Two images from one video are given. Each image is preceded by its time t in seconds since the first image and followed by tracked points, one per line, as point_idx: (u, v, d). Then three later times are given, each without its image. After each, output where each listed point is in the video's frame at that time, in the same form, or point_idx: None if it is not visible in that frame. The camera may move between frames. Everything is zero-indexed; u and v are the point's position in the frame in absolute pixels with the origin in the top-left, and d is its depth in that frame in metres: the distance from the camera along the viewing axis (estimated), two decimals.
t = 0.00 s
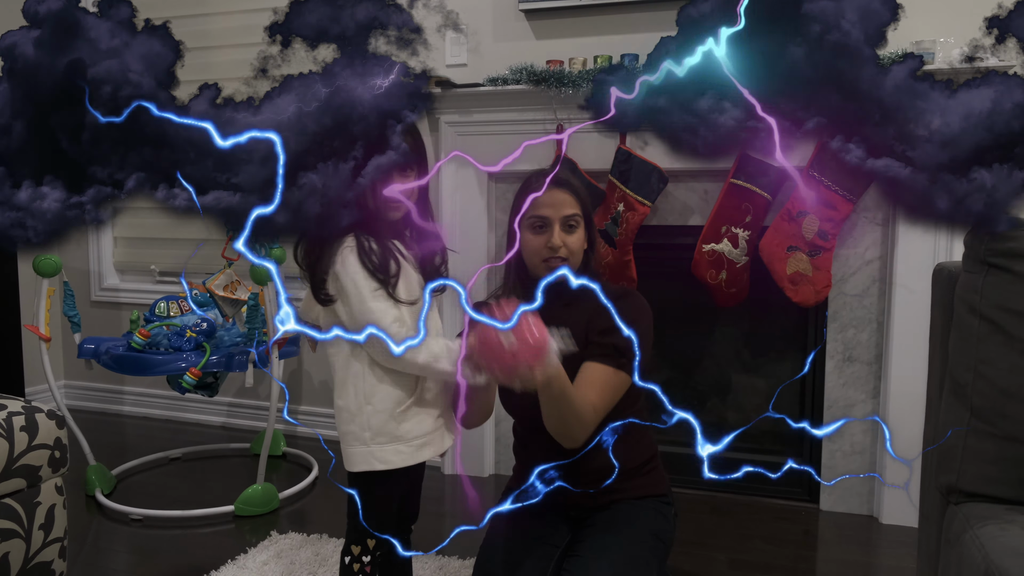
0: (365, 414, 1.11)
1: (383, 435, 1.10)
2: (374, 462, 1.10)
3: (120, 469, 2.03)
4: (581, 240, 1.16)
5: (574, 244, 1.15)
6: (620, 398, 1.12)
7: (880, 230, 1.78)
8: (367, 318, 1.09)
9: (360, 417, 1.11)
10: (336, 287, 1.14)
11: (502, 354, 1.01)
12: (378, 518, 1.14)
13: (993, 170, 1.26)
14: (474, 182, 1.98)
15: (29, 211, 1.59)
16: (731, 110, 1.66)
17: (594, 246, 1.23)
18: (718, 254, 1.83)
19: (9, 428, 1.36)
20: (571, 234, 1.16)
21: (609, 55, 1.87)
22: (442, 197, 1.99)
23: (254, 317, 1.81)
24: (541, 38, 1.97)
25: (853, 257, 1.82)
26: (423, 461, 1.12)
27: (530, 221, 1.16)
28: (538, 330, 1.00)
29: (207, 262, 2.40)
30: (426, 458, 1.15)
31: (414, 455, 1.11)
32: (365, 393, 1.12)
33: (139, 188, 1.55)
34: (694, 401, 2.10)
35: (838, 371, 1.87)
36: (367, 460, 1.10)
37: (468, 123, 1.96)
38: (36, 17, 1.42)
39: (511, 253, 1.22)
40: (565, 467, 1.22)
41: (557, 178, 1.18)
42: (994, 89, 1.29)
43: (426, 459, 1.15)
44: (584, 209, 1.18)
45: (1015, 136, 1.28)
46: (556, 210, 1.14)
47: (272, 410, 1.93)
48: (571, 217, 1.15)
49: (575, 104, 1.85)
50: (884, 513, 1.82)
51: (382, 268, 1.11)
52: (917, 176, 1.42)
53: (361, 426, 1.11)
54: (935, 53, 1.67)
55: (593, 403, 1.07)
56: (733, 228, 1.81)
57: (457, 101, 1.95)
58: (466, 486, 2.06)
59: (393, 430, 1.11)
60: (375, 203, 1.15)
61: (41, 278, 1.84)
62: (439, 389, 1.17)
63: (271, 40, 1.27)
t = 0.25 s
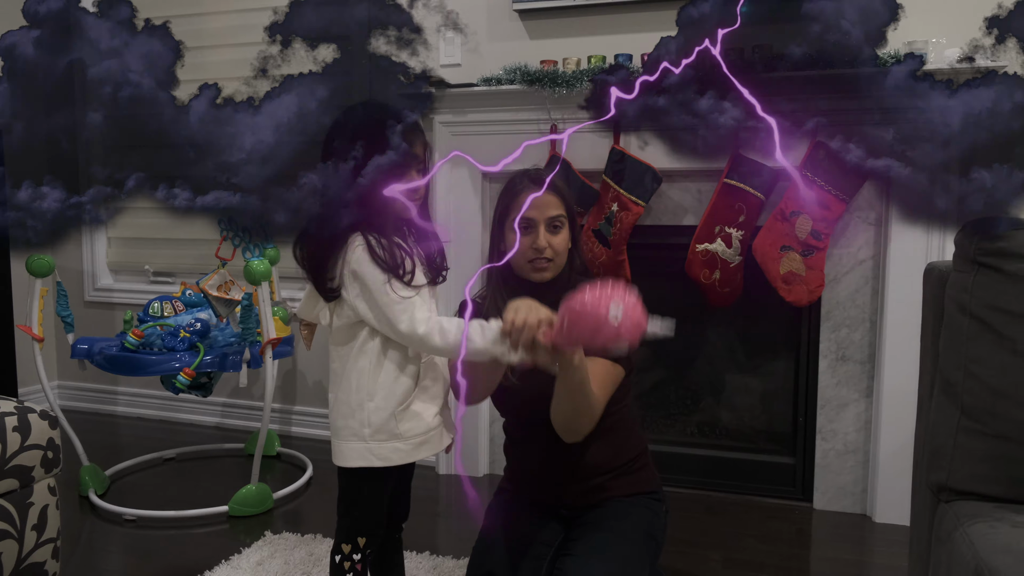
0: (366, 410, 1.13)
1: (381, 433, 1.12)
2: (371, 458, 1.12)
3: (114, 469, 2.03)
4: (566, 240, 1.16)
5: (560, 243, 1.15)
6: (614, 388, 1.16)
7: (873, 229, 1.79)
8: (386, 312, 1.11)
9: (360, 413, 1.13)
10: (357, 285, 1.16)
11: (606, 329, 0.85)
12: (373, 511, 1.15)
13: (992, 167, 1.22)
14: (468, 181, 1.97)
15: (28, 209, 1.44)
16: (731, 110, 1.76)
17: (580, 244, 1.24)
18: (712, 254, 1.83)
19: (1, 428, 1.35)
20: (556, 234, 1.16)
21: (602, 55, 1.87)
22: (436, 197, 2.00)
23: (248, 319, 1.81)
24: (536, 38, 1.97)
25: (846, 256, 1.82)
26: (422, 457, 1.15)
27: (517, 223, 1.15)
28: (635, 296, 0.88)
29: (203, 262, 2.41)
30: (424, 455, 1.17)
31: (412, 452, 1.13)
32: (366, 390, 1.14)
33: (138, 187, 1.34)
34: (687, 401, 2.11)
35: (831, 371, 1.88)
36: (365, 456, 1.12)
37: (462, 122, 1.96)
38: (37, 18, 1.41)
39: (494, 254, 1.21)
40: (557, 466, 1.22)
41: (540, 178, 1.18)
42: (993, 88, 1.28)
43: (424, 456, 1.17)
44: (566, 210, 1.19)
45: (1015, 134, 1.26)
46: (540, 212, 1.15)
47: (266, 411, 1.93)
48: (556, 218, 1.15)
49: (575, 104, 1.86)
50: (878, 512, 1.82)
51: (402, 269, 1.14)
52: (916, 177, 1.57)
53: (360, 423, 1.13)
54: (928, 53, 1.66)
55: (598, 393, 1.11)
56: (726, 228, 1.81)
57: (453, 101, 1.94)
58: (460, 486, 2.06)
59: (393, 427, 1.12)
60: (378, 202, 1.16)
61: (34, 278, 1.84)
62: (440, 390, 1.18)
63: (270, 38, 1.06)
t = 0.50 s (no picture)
0: (359, 414, 1.10)
1: (370, 434, 1.10)
2: (367, 461, 1.10)
3: (109, 469, 2.03)
4: (570, 242, 1.17)
5: (564, 245, 1.15)
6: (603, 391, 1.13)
7: (866, 230, 1.80)
8: (359, 323, 1.06)
9: (353, 417, 1.11)
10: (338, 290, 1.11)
11: (518, 290, 0.76)
12: (368, 513, 1.15)
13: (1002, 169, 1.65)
14: (462, 182, 1.98)
15: None
16: (729, 109, 1.80)
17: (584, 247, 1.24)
18: (705, 254, 1.83)
19: None
20: (562, 235, 1.16)
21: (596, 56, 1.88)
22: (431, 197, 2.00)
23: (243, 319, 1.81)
24: (530, 40, 1.98)
25: (839, 257, 1.83)
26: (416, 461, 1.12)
27: (522, 223, 1.15)
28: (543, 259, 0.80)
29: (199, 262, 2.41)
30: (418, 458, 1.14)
31: (408, 454, 1.11)
32: (359, 393, 1.11)
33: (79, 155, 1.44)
34: (681, 400, 2.11)
35: (824, 370, 1.89)
36: (359, 459, 1.10)
37: (457, 123, 1.97)
38: None
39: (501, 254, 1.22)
40: (551, 466, 1.22)
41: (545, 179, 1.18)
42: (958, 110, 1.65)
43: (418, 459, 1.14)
44: (571, 210, 1.18)
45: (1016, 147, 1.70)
46: (545, 212, 1.14)
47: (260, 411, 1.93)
48: (562, 219, 1.15)
49: (573, 102, 1.89)
50: (871, 511, 1.83)
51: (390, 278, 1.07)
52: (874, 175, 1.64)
53: (353, 426, 1.10)
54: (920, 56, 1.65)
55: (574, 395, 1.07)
56: (720, 229, 1.82)
57: (449, 102, 1.95)
58: (455, 486, 2.06)
59: (387, 430, 1.10)
60: (378, 202, 1.08)
61: (28, 278, 1.83)
62: (434, 390, 1.15)
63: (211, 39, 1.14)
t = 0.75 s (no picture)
0: (358, 412, 1.08)
1: (368, 432, 1.08)
2: (363, 459, 1.08)
3: (102, 470, 2.02)
4: (561, 239, 1.17)
5: (555, 243, 1.16)
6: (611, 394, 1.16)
7: (859, 230, 1.80)
8: (393, 316, 1.03)
9: (351, 414, 1.09)
10: (361, 291, 1.07)
11: (621, 370, 0.85)
12: (358, 512, 1.15)
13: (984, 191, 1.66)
14: (456, 183, 1.99)
15: None
16: (725, 109, 1.80)
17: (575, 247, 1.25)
18: (700, 254, 1.83)
19: None
20: (552, 233, 1.17)
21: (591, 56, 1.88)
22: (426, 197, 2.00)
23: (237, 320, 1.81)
24: (525, 40, 1.98)
25: (832, 257, 1.84)
26: (412, 458, 1.12)
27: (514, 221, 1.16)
28: (645, 340, 0.88)
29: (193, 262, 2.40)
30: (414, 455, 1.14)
31: (403, 452, 1.11)
32: (358, 390, 1.09)
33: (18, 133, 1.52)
34: (676, 400, 2.12)
35: (818, 370, 1.89)
36: (356, 457, 1.08)
37: (452, 123, 1.97)
38: None
39: (492, 254, 1.22)
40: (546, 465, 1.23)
41: (536, 177, 1.20)
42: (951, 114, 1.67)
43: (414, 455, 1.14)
44: (562, 208, 1.19)
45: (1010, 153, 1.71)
46: (537, 209, 1.16)
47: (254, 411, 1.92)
48: (552, 216, 1.17)
49: (568, 101, 1.89)
50: (865, 510, 1.84)
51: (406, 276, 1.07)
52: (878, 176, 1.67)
53: (350, 423, 1.09)
54: (913, 56, 1.65)
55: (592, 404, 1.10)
56: (714, 229, 1.82)
57: (444, 102, 1.95)
58: (450, 485, 2.06)
59: (386, 427, 1.09)
60: (378, 202, 1.07)
61: (20, 278, 1.83)
62: (428, 389, 1.16)
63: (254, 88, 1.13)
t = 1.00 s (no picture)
0: (366, 416, 1.08)
1: (379, 435, 1.08)
2: (374, 463, 1.08)
3: (95, 471, 2.02)
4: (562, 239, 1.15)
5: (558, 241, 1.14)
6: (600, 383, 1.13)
7: (852, 230, 1.81)
8: (369, 323, 1.03)
9: (358, 420, 1.08)
10: (345, 294, 1.07)
11: (556, 260, 0.75)
12: (364, 512, 1.15)
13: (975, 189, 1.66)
14: (451, 183, 1.99)
15: None
16: (718, 109, 1.81)
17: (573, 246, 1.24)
18: (693, 254, 1.83)
19: None
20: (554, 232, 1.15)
21: (585, 57, 1.88)
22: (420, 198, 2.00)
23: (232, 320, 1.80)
24: (518, 40, 1.98)
25: (826, 257, 1.84)
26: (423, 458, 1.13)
27: (516, 219, 1.14)
28: (584, 231, 0.79)
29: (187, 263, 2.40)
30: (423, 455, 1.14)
31: (414, 451, 1.11)
32: (365, 395, 1.09)
33: None
34: (670, 401, 2.12)
35: (811, 370, 1.90)
36: (368, 461, 1.08)
37: (446, 123, 1.97)
38: None
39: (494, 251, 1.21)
40: (540, 465, 1.23)
41: (540, 176, 1.18)
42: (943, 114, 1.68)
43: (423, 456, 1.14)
44: (565, 208, 1.18)
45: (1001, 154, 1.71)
46: (539, 209, 1.13)
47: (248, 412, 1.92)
48: (556, 215, 1.14)
49: (562, 102, 1.89)
50: (858, 510, 1.84)
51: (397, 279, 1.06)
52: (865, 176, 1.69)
53: (359, 429, 1.08)
54: (906, 56, 1.66)
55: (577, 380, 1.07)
56: (708, 229, 1.82)
57: (438, 102, 1.95)
58: (444, 486, 2.06)
59: (395, 430, 1.09)
60: (374, 206, 1.07)
61: (12, 279, 1.82)
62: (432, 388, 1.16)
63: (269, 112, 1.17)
